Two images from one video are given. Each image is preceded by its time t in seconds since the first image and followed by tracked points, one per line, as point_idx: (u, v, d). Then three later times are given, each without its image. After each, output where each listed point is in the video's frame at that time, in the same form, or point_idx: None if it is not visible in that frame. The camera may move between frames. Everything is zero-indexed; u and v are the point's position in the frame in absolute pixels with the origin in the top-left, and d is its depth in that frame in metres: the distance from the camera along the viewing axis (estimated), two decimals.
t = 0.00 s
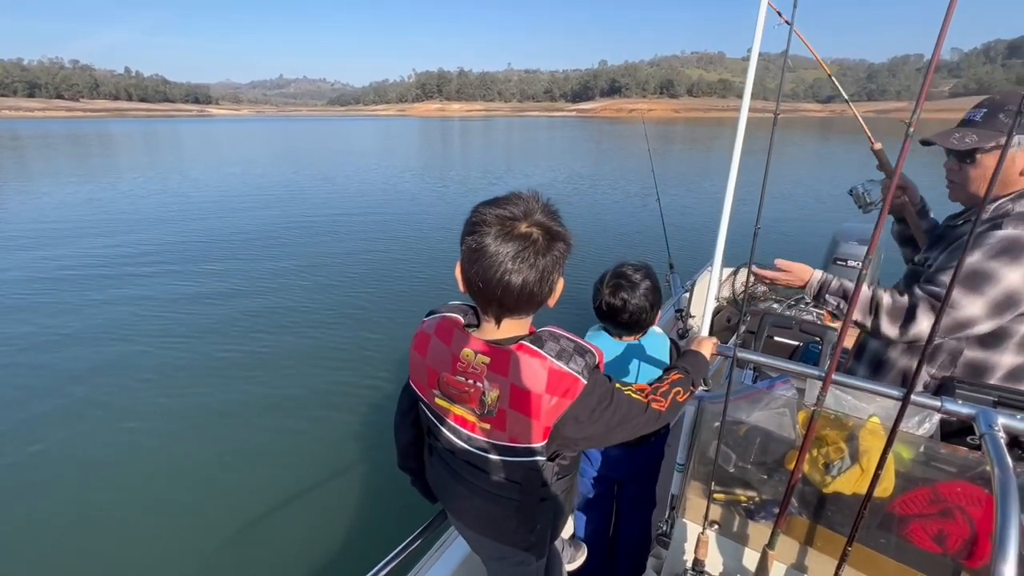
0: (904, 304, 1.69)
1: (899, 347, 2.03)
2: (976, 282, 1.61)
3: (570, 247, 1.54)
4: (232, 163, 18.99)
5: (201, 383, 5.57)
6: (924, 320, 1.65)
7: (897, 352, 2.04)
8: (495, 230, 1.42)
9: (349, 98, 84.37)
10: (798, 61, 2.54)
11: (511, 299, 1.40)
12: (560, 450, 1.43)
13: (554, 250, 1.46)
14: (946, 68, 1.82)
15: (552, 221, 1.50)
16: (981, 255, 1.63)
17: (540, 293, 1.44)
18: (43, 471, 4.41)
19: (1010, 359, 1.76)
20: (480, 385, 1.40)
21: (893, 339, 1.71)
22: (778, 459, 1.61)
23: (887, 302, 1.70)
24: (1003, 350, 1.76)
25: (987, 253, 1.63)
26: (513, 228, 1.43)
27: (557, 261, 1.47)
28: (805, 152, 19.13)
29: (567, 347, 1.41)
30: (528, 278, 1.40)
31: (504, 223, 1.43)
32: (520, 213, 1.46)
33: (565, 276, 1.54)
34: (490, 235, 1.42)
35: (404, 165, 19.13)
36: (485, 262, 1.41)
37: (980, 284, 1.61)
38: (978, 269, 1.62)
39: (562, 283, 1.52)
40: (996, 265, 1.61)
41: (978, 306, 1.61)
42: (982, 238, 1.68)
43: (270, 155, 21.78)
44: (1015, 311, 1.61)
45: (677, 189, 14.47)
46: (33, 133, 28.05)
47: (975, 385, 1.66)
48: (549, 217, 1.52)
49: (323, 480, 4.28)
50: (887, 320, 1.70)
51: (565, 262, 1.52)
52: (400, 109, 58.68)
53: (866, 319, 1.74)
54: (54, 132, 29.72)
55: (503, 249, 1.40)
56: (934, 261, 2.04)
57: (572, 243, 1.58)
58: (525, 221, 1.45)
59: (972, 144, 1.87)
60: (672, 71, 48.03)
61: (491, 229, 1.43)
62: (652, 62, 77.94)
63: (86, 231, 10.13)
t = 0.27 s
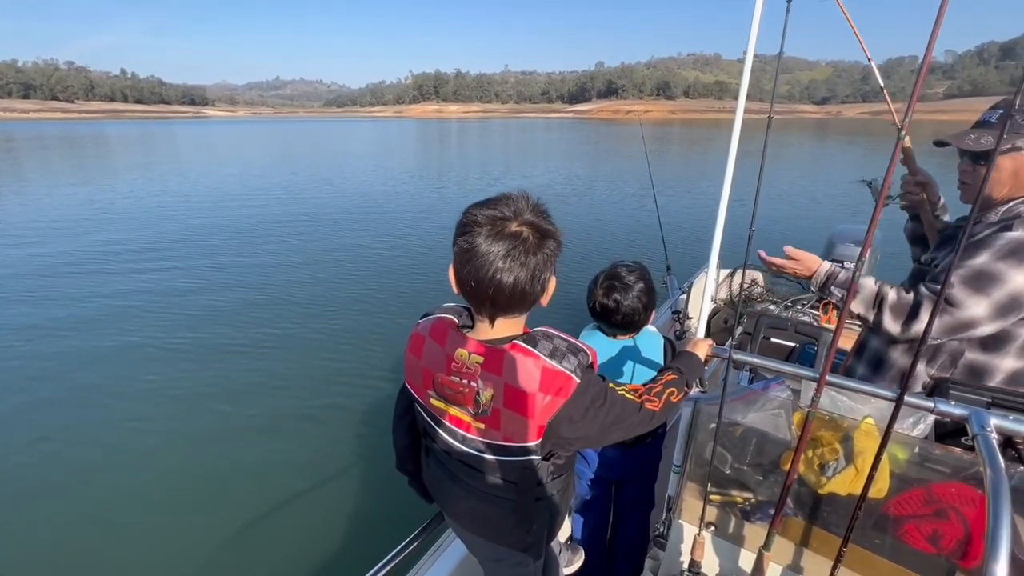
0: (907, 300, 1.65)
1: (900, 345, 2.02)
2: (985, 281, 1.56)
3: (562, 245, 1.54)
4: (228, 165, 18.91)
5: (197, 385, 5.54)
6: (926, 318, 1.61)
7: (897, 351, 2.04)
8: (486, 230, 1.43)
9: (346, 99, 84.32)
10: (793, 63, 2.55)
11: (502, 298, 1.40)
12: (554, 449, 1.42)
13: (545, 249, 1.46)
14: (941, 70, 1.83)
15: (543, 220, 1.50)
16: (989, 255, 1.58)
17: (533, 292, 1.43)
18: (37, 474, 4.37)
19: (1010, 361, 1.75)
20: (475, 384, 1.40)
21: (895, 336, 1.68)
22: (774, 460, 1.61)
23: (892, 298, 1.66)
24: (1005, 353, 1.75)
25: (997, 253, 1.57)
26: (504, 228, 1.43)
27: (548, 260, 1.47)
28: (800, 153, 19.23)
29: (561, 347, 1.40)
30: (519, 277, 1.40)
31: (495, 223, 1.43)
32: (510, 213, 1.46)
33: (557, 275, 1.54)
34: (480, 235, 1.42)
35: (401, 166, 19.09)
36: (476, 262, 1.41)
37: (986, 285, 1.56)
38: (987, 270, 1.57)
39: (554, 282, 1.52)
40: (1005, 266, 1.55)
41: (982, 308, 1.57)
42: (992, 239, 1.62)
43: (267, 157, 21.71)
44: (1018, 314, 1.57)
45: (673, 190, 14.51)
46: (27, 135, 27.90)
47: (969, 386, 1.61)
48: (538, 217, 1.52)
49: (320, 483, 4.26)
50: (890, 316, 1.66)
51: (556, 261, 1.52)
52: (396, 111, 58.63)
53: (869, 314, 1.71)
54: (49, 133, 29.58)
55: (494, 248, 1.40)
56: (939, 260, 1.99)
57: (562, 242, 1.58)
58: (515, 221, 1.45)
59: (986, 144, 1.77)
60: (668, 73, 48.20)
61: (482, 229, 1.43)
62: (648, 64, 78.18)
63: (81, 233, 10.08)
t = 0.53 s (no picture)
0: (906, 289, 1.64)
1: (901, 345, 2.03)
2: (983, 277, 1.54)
3: (555, 246, 1.54)
4: (224, 166, 18.83)
5: (193, 388, 5.50)
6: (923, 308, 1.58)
7: (898, 350, 2.04)
8: (479, 230, 1.43)
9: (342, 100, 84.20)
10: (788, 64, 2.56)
11: (496, 298, 1.40)
12: (549, 450, 1.42)
13: (538, 249, 1.46)
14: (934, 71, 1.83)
15: (536, 221, 1.51)
16: (990, 253, 1.57)
17: (526, 292, 1.43)
18: (31, 476, 4.35)
19: (1010, 365, 1.73)
20: (469, 385, 1.40)
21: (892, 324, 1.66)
22: (769, 460, 1.62)
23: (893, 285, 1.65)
24: (1006, 356, 1.74)
25: (1000, 251, 1.56)
26: (497, 228, 1.43)
27: (541, 259, 1.46)
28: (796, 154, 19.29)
29: (555, 347, 1.41)
30: (512, 276, 1.40)
31: (488, 223, 1.43)
32: (503, 214, 1.46)
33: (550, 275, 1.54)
34: (474, 236, 1.42)
35: (398, 168, 19.05)
36: (469, 262, 1.41)
37: (984, 280, 1.55)
38: (987, 266, 1.56)
39: (547, 282, 1.51)
40: (1005, 264, 1.54)
41: (980, 304, 1.54)
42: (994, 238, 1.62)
43: (263, 158, 21.63)
44: (1015, 314, 1.54)
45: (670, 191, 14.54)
46: (21, 136, 27.76)
47: (961, 385, 1.61)
48: (532, 217, 1.52)
49: (316, 485, 4.25)
50: (887, 302, 1.65)
51: (549, 261, 1.52)
52: (393, 112, 58.56)
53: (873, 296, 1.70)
54: (43, 134, 29.41)
55: (486, 248, 1.41)
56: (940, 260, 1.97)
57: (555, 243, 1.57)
58: (508, 221, 1.45)
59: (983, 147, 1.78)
60: (664, 74, 48.32)
61: (475, 229, 1.43)
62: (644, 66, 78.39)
63: (76, 235, 10.02)
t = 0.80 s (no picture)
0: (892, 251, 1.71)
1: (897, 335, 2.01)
2: (961, 252, 1.54)
3: (548, 242, 1.52)
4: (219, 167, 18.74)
5: (188, 389, 5.47)
6: (897, 268, 1.65)
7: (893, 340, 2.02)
8: (470, 226, 1.42)
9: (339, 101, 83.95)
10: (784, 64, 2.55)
11: (487, 294, 1.39)
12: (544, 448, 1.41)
13: (531, 245, 1.44)
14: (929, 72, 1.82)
15: (529, 217, 1.49)
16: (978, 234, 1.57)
17: (518, 288, 1.42)
18: (24, 479, 4.31)
19: (997, 357, 1.71)
20: (464, 381, 1.40)
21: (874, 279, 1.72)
22: (766, 458, 1.62)
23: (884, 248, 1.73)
24: (993, 348, 1.72)
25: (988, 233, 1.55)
26: (488, 224, 1.42)
27: (534, 255, 1.45)
28: (792, 155, 19.38)
29: (550, 344, 1.40)
30: (504, 272, 1.39)
31: (479, 219, 1.42)
32: (496, 210, 1.45)
33: (544, 271, 1.53)
34: (465, 232, 1.42)
35: (394, 169, 18.99)
36: (460, 258, 1.41)
37: (961, 255, 1.54)
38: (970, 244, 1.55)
39: (541, 278, 1.50)
40: (989, 244, 1.53)
41: (952, 278, 1.55)
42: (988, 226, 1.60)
43: (258, 159, 21.53)
44: (988, 295, 1.53)
45: (667, 191, 14.56)
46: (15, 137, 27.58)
47: (958, 383, 1.61)
48: (524, 213, 1.50)
49: (312, 486, 4.22)
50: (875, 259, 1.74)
51: (543, 257, 1.51)
52: (390, 113, 58.46)
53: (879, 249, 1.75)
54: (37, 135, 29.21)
55: (477, 244, 1.40)
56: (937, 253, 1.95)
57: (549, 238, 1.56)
58: (500, 217, 1.44)
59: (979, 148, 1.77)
60: (661, 74, 48.41)
61: (467, 225, 1.42)
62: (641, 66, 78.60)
63: (70, 236, 9.94)
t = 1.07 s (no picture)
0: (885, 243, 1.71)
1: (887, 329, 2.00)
2: (951, 246, 1.54)
3: (540, 240, 1.52)
4: (216, 167, 18.67)
5: (183, 389, 5.43)
6: (888, 260, 1.66)
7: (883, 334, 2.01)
8: (461, 221, 1.43)
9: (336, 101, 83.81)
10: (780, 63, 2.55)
11: (476, 289, 1.39)
12: (538, 445, 1.41)
13: (522, 241, 1.44)
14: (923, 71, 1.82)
15: (521, 214, 1.49)
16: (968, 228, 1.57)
17: (508, 284, 1.41)
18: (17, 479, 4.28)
19: (985, 352, 1.72)
20: (459, 377, 1.40)
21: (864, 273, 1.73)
22: (762, 455, 1.62)
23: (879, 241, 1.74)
24: (980, 343, 1.73)
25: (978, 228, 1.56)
26: (479, 219, 1.42)
27: (525, 252, 1.44)
28: (789, 155, 19.45)
29: (545, 340, 1.39)
30: (493, 267, 1.39)
31: (471, 215, 1.43)
32: (487, 206, 1.46)
33: (537, 270, 1.51)
34: (455, 226, 1.42)
35: (391, 169, 18.93)
36: (450, 253, 1.41)
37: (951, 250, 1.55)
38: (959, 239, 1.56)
39: (533, 277, 1.49)
40: (977, 240, 1.53)
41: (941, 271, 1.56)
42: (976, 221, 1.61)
43: (255, 159, 21.45)
44: (976, 289, 1.54)
45: (664, 190, 14.58)
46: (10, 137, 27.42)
47: (953, 380, 1.61)
48: (517, 210, 1.51)
49: (308, 485, 4.20)
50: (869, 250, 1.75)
51: (535, 255, 1.50)
52: (387, 113, 58.37)
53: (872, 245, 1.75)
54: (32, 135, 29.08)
55: (467, 239, 1.40)
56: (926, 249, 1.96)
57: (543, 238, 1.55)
58: (492, 213, 1.45)
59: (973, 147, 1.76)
60: (658, 75, 48.49)
61: (458, 220, 1.43)
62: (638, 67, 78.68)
63: (64, 236, 9.88)
